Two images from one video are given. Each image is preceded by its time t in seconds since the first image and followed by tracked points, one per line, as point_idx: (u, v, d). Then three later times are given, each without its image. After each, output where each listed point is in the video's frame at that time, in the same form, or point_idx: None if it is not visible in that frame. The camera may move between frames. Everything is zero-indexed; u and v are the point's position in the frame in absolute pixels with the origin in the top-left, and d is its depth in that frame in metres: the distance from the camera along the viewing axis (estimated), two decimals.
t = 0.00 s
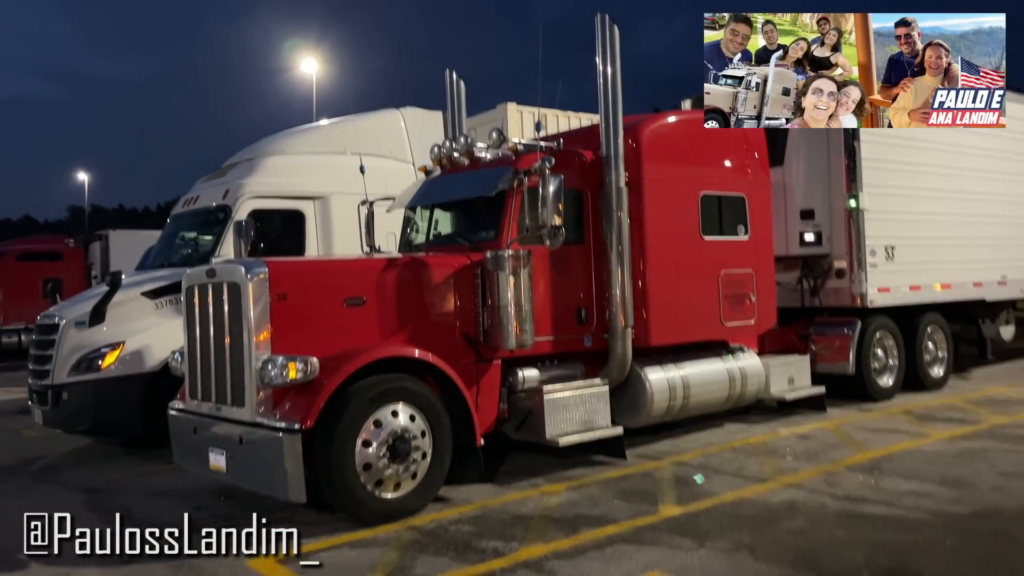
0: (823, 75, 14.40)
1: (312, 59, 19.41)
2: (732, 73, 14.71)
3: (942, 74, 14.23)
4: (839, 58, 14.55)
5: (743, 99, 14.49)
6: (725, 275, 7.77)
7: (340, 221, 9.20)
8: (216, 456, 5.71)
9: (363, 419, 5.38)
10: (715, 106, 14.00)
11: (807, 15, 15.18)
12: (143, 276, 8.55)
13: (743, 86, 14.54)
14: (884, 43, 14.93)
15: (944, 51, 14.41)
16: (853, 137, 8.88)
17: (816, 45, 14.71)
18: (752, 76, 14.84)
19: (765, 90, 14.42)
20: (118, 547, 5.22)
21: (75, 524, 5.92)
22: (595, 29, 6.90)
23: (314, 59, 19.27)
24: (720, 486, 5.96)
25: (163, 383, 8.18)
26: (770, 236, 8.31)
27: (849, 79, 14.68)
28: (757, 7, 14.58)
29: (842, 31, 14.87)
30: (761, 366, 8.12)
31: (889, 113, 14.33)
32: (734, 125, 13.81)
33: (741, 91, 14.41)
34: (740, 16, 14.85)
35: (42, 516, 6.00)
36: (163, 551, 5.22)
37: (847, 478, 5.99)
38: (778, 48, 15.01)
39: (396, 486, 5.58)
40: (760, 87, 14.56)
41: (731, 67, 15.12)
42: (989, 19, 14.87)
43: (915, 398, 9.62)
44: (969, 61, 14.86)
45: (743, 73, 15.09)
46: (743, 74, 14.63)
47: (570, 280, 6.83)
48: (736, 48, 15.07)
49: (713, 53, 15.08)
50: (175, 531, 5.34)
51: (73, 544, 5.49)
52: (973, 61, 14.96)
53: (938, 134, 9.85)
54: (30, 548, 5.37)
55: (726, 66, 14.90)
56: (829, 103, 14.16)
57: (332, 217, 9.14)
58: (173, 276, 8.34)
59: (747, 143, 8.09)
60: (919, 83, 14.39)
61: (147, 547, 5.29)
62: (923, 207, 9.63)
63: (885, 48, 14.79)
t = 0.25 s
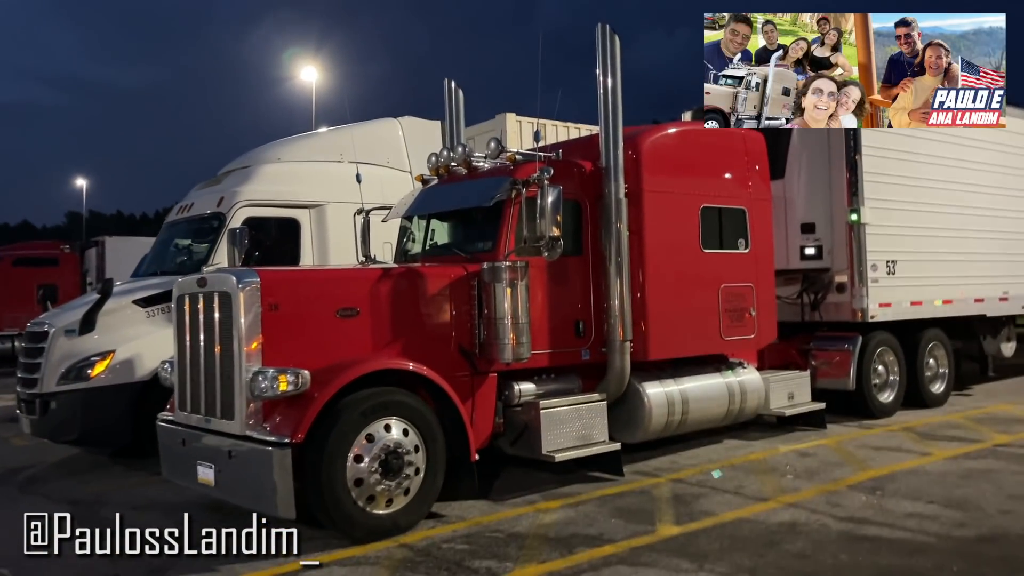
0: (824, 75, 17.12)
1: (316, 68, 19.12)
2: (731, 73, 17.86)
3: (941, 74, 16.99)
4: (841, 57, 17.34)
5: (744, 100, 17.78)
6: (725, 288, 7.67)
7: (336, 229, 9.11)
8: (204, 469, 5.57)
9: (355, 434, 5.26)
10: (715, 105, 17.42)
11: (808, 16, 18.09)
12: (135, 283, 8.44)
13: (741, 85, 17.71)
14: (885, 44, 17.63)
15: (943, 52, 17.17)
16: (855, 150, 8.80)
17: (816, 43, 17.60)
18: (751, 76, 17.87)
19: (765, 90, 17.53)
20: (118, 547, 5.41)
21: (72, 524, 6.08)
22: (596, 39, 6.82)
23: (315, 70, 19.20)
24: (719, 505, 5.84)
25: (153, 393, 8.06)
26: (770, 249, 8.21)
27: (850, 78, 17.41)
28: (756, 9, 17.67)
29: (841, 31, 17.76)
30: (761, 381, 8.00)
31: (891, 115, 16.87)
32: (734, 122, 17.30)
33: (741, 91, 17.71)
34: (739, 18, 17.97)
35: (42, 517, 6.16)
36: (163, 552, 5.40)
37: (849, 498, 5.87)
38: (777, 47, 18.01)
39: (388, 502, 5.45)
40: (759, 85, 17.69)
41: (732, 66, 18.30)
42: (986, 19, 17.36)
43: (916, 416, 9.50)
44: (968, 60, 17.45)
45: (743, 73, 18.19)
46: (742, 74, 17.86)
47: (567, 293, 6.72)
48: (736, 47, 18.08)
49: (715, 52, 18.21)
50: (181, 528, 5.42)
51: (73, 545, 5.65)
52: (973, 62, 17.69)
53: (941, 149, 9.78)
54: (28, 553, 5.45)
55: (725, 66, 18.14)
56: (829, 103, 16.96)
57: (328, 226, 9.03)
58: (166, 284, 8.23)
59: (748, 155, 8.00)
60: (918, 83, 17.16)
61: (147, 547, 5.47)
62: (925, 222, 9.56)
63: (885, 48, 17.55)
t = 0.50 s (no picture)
0: (823, 75, 17.54)
1: (301, 72, 19.28)
2: (732, 73, 18.26)
3: (941, 74, 17.12)
4: (840, 58, 17.49)
5: (744, 100, 18.10)
6: (717, 296, 7.62)
7: (325, 233, 9.01)
8: (189, 475, 5.47)
9: (344, 440, 5.17)
10: (715, 106, 17.76)
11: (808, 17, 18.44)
12: (120, 286, 8.32)
13: (742, 85, 18.11)
14: (885, 44, 17.70)
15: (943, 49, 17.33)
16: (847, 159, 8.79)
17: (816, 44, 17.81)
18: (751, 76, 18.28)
19: (764, 92, 17.88)
20: (117, 547, 5.49)
21: (72, 524, 6.09)
22: (590, 44, 6.77)
23: (302, 73, 19.01)
24: (711, 514, 5.78)
25: (137, 397, 7.93)
26: (762, 257, 8.19)
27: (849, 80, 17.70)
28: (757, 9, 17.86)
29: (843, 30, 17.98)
30: (752, 390, 7.96)
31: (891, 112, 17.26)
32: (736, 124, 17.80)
33: (740, 90, 18.09)
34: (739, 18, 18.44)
35: (42, 517, 6.18)
36: (163, 552, 5.49)
37: (842, 508, 5.83)
38: (777, 47, 18.30)
39: (377, 510, 5.36)
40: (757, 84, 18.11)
41: (732, 66, 18.69)
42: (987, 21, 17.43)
43: (905, 425, 9.49)
44: (968, 60, 17.54)
45: (745, 74, 18.68)
46: (743, 74, 18.23)
47: (559, 299, 6.66)
48: (736, 47, 18.44)
49: (715, 52, 18.61)
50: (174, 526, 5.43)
51: (73, 545, 5.71)
52: (973, 62, 17.59)
53: (932, 159, 9.79)
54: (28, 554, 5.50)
55: (725, 65, 18.49)
56: (829, 104, 17.32)
57: (317, 229, 8.93)
58: (151, 286, 8.10)
59: (741, 163, 7.98)
60: (917, 83, 17.36)
61: (146, 547, 5.57)
62: (916, 232, 9.57)
63: (885, 49, 17.65)
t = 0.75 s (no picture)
0: (823, 74, 18.42)
1: (284, 72, 19.29)
2: (732, 74, 19.21)
3: (941, 74, 18.25)
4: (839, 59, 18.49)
5: (744, 100, 19.03)
6: (703, 299, 7.64)
7: (310, 233, 8.95)
8: (173, 477, 5.40)
9: (331, 442, 5.13)
10: (715, 106, 18.37)
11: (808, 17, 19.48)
12: (101, 286, 8.22)
13: (740, 86, 18.89)
14: (884, 43, 18.87)
15: (942, 53, 18.41)
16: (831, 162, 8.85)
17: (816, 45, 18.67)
18: (751, 76, 19.06)
19: (764, 91, 18.79)
20: (117, 547, 5.46)
21: (72, 524, 6.09)
22: (578, 47, 6.78)
23: (285, 73, 18.93)
24: (698, 517, 5.79)
25: (118, 399, 7.83)
26: (748, 260, 8.22)
27: (851, 77, 18.62)
28: (756, 9, 18.86)
29: (843, 31, 18.99)
30: (737, 392, 7.98)
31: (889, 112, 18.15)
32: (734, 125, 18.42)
33: (741, 91, 18.83)
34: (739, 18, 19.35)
35: (41, 517, 6.16)
36: (163, 552, 5.49)
37: (827, 511, 5.85)
38: (777, 47, 19.42)
39: (363, 512, 5.33)
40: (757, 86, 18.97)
41: (732, 65, 19.62)
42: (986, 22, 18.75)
43: (888, 428, 9.56)
44: (968, 59, 19.00)
45: (745, 73, 19.47)
46: (742, 75, 19.17)
47: (547, 301, 6.65)
48: (735, 47, 19.50)
49: (715, 53, 19.44)
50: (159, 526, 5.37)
51: (72, 545, 5.69)
52: (973, 62, 19.13)
53: (916, 163, 9.87)
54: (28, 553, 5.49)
55: (725, 66, 19.42)
56: (829, 105, 18.08)
57: (302, 230, 8.87)
58: (133, 287, 8.01)
59: (727, 166, 8.01)
60: (917, 83, 18.44)
61: (147, 547, 5.56)
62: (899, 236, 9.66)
63: (885, 48, 18.68)
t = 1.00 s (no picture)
0: (823, 75, 19.77)
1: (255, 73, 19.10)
2: (731, 74, 20.32)
3: (941, 74, 19.67)
4: (840, 60, 19.96)
5: (745, 99, 20.41)
6: (678, 302, 7.70)
7: (285, 234, 8.89)
8: (147, 482, 5.34)
9: (308, 445, 5.10)
10: (716, 106, 19.72)
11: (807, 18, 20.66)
12: (72, 287, 8.11)
13: (741, 85, 20.15)
14: (884, 43, 20.20)
15: (941, 51, 19.66)
16: (803, 166, 8.97)
17: (816, 44, 20.09)
18: (752, 77, 20.32)
19: (764, 92, 20.16)
20: (117, 547, 5.52)
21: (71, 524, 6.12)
22: (556, 50, 6.80)
23: (257, 72, 18.78)
24: (674, 518, 5.83)
25: (88, 402, 7.72)
26: (722, 263, 8.30)
27: (851, 77, 20.12)
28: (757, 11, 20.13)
29: (842, 30, 20.23)
30: (711, 394, 8.06)
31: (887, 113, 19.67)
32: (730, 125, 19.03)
33: (741, 91, 20.13)
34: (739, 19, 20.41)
35: (42, 517, 6.19)
36: (162, 552, 5.55)
37: (801, 511, 5.92)
38: (778, 47, 20.54)
39: (340, 516, 5.30)
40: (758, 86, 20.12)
41: (732, 65, 20.74)
42: (987, 23, 20.13)
43: (858, 428, 9.70)
44: (968, 60, 20.39)
45: (744, 73, 20.74)
46: (743, 75, 20.37)
47: (524, 304, 6.67)
48: (735, 47, 20.51)
49: (716, 53, 20.55)
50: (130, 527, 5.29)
51: (72, 545, 5.73)
52: (973, 62, 20.46)
53: (886, 167, 10.03)
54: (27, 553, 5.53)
55: (726, 66, 20.59)
56: (829, 105, 19.36)
57: (277, 230, 8.81)
58: (105, 288, 7.91)
59: (702, 170, 8.08)
60: (919, 82, 19.81)
61: (146, 548, 5.62)
62: (870, 240, 9.82)
63: (885, 49, 20.17)
